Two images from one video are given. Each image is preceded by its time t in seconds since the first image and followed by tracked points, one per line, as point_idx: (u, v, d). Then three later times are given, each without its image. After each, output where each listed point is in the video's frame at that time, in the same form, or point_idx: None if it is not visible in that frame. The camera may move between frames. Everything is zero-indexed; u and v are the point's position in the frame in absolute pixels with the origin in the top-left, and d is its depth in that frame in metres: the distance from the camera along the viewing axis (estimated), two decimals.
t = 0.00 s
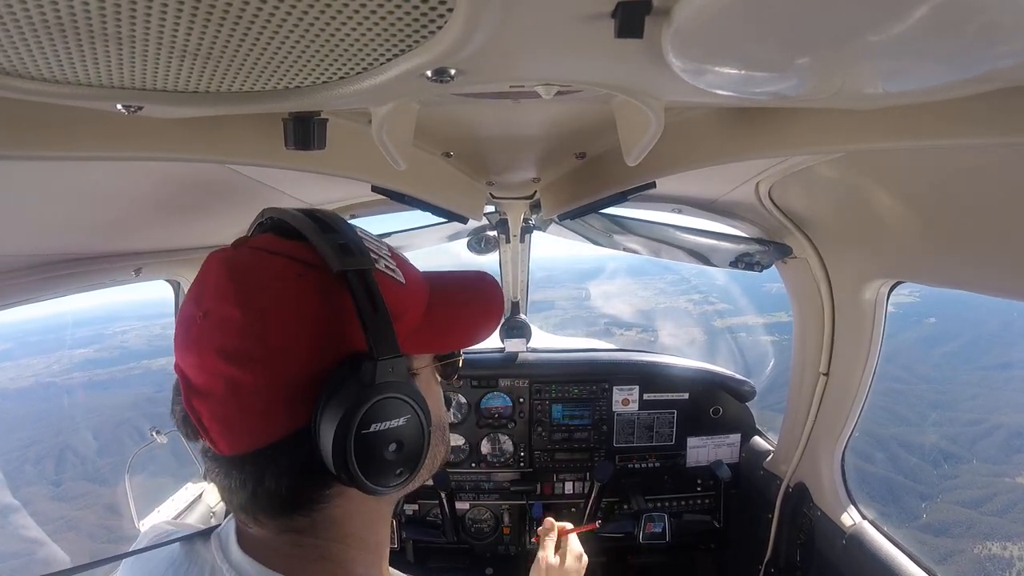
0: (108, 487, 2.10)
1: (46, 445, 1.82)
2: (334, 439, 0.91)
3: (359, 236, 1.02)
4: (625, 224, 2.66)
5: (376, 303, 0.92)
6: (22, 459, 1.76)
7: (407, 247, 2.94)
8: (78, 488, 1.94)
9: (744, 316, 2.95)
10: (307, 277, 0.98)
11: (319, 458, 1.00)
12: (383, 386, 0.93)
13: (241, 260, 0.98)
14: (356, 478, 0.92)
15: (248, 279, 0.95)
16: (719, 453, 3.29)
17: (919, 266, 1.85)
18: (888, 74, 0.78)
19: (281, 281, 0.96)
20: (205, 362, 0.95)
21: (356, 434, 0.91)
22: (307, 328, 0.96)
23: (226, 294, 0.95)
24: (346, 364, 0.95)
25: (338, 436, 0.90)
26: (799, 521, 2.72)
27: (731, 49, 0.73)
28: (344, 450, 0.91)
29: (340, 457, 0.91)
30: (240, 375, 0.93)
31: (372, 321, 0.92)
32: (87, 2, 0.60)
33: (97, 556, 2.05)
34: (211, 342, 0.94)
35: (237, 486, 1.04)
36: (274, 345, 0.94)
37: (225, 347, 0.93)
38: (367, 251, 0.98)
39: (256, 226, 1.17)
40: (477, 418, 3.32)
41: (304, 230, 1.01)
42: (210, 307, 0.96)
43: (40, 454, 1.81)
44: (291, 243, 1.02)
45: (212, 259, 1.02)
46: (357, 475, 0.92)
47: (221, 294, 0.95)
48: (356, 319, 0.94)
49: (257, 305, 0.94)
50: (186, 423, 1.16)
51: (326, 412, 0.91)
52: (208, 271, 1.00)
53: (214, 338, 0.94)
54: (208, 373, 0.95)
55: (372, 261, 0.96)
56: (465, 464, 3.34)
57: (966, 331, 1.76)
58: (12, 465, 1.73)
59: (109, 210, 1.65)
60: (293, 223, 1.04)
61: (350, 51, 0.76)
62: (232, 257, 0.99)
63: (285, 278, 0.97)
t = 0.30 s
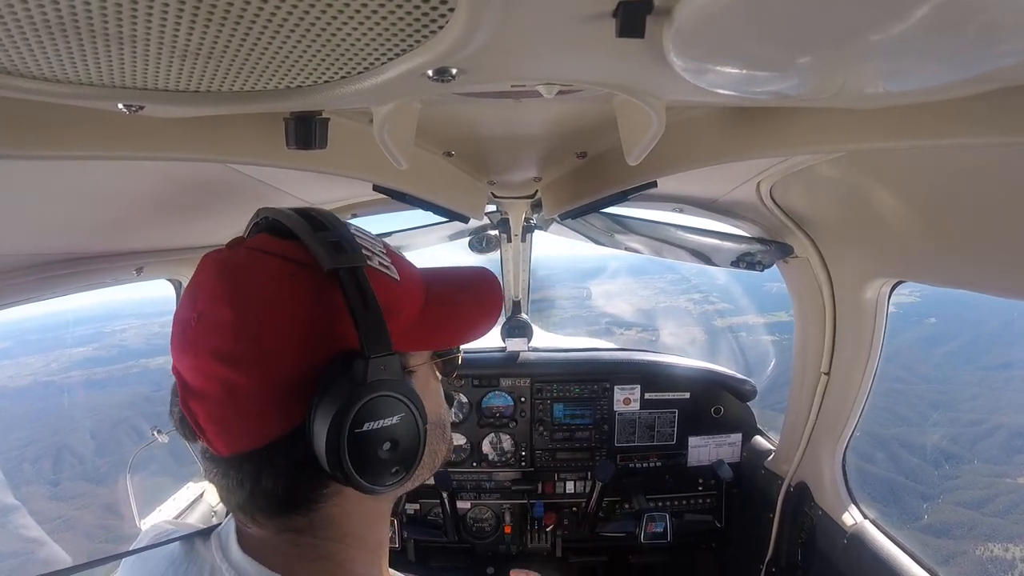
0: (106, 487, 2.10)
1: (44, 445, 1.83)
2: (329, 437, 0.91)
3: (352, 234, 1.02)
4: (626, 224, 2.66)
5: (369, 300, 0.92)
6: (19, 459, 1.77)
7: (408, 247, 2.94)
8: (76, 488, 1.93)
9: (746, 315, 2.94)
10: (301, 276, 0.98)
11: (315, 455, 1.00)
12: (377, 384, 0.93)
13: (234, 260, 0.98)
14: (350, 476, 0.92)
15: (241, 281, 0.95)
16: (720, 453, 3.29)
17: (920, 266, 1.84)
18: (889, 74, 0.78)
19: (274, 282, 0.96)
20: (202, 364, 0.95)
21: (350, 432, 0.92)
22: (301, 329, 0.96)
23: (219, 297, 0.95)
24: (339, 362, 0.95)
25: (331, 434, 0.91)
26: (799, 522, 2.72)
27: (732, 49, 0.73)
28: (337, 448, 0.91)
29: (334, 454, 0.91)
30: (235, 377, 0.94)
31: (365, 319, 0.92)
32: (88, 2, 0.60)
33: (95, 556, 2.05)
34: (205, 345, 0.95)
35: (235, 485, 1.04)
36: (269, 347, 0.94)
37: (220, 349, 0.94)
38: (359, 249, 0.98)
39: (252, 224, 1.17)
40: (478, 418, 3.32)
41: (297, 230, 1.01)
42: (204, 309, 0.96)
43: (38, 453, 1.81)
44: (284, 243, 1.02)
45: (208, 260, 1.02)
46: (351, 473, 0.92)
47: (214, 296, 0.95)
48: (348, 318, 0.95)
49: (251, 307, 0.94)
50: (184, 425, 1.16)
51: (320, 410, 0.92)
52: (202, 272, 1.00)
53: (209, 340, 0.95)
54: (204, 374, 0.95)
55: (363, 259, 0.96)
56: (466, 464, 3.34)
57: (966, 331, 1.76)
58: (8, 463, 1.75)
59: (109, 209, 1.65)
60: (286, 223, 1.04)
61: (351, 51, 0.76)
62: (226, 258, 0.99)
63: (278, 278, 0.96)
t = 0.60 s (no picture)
0: (105, 487, 2.10)
1: (41, 445, 1.83)
2: (311, 429, 0.91)
3: (339, 234, 1.02)
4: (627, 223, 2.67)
5: (349, 299, 0.92)
6: (18, 459, 1.76)
7: (408, 246, 2.94)
8: (73, 488, 1.93)
9: (748, 315, 2.92)
10: (292, 276, 0.98)
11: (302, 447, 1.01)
12: (358, 379, 0.94)
13: (228, 261, 0.98)
14: (333, 469, 0.93)
15: (234, 281, 0.95)
16: (721, 452, 3.28)
17: (921, 265, 1.84)
18: (889, 73, 0.78)
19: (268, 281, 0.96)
20: (199, 363, 0.96)
21: (332, 425, 0.92)
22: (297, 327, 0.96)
23: (217, 297, 0.95)
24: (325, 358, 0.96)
25: (314, 426, 0.91)
26: (801, 521, 2.72)
27: (733, 48, 0.73)
28: (320, 439, 0.92)
29: (316, 446, 0.92)
30: (232, 376, 0.94)
31: (347, 318, 0.92)
32: (89, 2, 0.60)
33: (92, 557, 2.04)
34: (204, 344, 0.95)
35: (228, 476, 1.05)
36: (264, 346, 0.95)
37: (218, 349, 0.94)
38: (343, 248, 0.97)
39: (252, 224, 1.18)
40: (480, 417, 3.32)
41: (286, 231, 1.00)
42: (200, 310, 0.97)
43: (35, 454, 1.81)
44: (275, 244, 1.02)
45: (206, 261, 1.03)
46: (334, 465, 0.93)
47: (209, 297, 0.96)
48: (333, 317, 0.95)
49: (244, 307, 0.95)
50: (183, 419, 1.18)
51: (303, 402, 0.92)
52: (203, 270, 1.01)
53: (206, 340, 0.95)
54: (202, 374, 0.96)
55: (346, 259, 0.96)
56: (467, 463, 3.34)
57: (967, 330, 1.76)
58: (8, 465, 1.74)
59: (110, 208, 1.65)
60: (276, 224, 1.04)
61: (352, 50, 0.76)
62: (221, 259, 0.99)
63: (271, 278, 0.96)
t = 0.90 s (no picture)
0: (102, 488, 2.09)
1: (39, 445, 1.84)
2: (320, 428, 0.91)
3: (339, 234, 1.01)
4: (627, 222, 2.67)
5: (354, 299, 0.93)
6: (16, 458, 1.77)
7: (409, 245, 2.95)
8: (70, 490, 1.92)
9: (749, 314, 2.92)
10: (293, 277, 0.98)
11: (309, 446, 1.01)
12: (366, 378, 0.94)
13: (227, 263, 0.98)
14: (342, 467, 0.93)
15: (234, 283, 0.95)
16: (722, 452, 3.28)
17: (922, 264, 1.84)
18: (890, 73, 0.78)
19: (268, 282, 0.96)
20: (202, 365, 0.96)
21: (341, 424, 0.92)
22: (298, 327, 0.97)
23: (218, 298, 0.96)
24: (330, 357, 0.96)
25: (324, 425, 0.91)
26: (801, 521, 2.72)
27: (733, 48, 0.73)
28: (329, 438, 0.92)
29: (326, 446, 0.92)
30: (235, 377, 0.95)
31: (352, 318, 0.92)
32: (90, 1, 0.60)
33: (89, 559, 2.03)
34: (206, 345, 0.95)
35: (233, 473, 1.04)
36: (266, 347, 0.95)
37: (219, 350, 0.95)
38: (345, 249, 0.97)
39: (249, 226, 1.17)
40: (480, 417, 3.32)
41: (285, 232, 1.00)
42: (201, 312, 0.97)
43: (33, 455, 1.81)
44: (275, 245, 1.02)
45: (205, 263, 1.03)
46: (343, 464, 0.93)
47: (210, 299, 0.96)
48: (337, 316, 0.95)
49: (245, 308, 0.95)
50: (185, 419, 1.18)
51: (312, 402, 0.92)
52: (203, 272, 1.01)
53: (208, 343, 0.95)
54: (204, 375, 0.97)
55: (350, 259, 0.96)
56: (468, 462, 3.35)
57: (967, 329, 1.76)
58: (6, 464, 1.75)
59: (111, 208, 1.65)
60: (275, 225, 1.03)
61: (352, 50, 0.77)
62: (220, 261, 0.99)
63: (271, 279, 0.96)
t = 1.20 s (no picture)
0: (100, 490, 2.08)
1: (36, 446, 1.83)
2: (328, 438, 0.91)
3: (348, 235, 1.01)
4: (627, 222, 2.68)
5: (364, 306, 0.92)
6: (13, 460, 1.77)
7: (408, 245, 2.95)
8: (68, 492, 1.92)
9: (748, 313, 2.93)
10: (297, 281, 0.97)
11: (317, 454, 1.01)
12: (374, 388, 0.93)
13: (230, 266, 0.98)
14: (350, 477, 0.93)
15: (237, 287, 0.96)
16: (721, 451, 3.28)
17: (922, 264, 1.84)
18: (889, 73, 0.78)
19: (271, 286, 0.96)
20: (205, 370, 0.97)
21: (349, 434, 0.92)
22: (300, 332, 0.96)
23: (220, 302, 0.96)
24: (338, 364, 0.96)
25: (331, 436, 0.91)
26: (801, 520, 2.72)
27: (733, 48, 0.73)
28: (337, 448, 0.92)
29: (334, 455, 0.92)
30: (238, 382, 0.95)
31: (361, 325, 0.92)
32: (89, 1, 0.60)
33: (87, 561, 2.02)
34: (209, 350, 0.96)
35: (239, 481, 1.04)
36: (268, 352, 0.95)
37: (223, 355, 0.95)
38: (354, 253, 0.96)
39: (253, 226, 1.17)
40: (479, 417, 3.33)
41: (291, 232, 1.00)
42: (204, 316, 0.97)
43: (30, 456, 1.81)
44: (280, 246, 1.01)
45: (208, 265, 1.03)
46: (351, 473, 0.93)
47: (213, 303, 0.96)
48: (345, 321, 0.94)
49: (247, 313, 0.95)
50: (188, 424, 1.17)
51: (319, 412, 0.92)
52: (206, 274, 1.01)
53: (211, 347, 0.96)
54: (208, 380, 0.97)
55: (359, 263, 0.95)
56: (467, 462, 3.35)
57: (966, 328, 1.77)
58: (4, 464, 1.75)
59: (110, 207, 1.65)
60: (281, 225, 1.03)
61: (352, 49, 0.76)
62: (223, 264, 0.99)
63: (274, 283, 0.96)
